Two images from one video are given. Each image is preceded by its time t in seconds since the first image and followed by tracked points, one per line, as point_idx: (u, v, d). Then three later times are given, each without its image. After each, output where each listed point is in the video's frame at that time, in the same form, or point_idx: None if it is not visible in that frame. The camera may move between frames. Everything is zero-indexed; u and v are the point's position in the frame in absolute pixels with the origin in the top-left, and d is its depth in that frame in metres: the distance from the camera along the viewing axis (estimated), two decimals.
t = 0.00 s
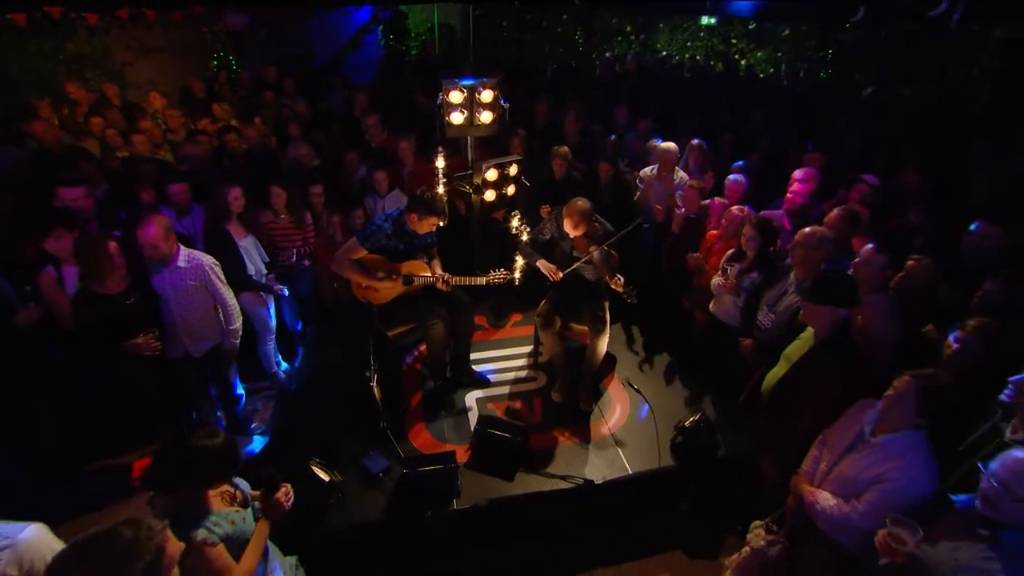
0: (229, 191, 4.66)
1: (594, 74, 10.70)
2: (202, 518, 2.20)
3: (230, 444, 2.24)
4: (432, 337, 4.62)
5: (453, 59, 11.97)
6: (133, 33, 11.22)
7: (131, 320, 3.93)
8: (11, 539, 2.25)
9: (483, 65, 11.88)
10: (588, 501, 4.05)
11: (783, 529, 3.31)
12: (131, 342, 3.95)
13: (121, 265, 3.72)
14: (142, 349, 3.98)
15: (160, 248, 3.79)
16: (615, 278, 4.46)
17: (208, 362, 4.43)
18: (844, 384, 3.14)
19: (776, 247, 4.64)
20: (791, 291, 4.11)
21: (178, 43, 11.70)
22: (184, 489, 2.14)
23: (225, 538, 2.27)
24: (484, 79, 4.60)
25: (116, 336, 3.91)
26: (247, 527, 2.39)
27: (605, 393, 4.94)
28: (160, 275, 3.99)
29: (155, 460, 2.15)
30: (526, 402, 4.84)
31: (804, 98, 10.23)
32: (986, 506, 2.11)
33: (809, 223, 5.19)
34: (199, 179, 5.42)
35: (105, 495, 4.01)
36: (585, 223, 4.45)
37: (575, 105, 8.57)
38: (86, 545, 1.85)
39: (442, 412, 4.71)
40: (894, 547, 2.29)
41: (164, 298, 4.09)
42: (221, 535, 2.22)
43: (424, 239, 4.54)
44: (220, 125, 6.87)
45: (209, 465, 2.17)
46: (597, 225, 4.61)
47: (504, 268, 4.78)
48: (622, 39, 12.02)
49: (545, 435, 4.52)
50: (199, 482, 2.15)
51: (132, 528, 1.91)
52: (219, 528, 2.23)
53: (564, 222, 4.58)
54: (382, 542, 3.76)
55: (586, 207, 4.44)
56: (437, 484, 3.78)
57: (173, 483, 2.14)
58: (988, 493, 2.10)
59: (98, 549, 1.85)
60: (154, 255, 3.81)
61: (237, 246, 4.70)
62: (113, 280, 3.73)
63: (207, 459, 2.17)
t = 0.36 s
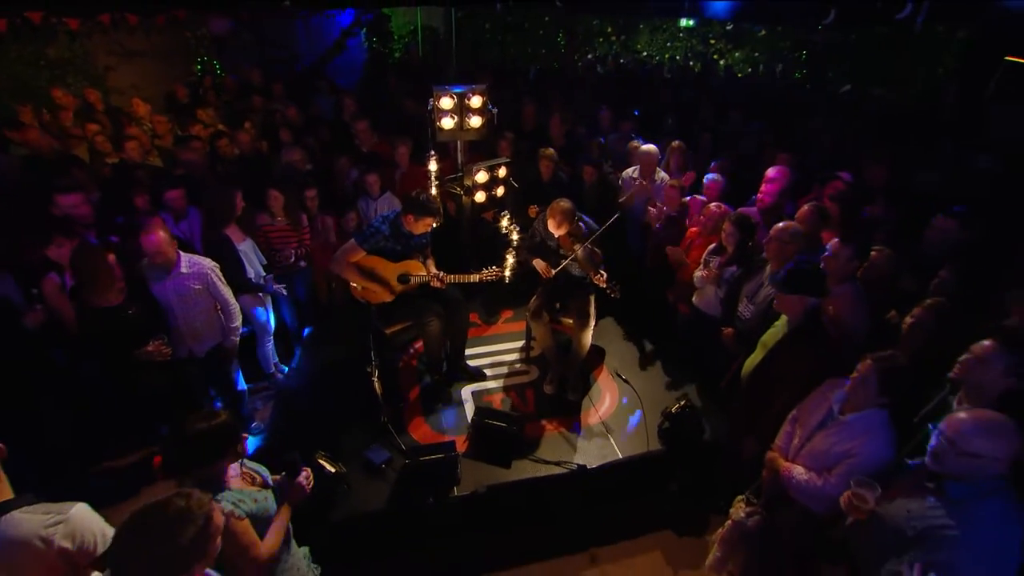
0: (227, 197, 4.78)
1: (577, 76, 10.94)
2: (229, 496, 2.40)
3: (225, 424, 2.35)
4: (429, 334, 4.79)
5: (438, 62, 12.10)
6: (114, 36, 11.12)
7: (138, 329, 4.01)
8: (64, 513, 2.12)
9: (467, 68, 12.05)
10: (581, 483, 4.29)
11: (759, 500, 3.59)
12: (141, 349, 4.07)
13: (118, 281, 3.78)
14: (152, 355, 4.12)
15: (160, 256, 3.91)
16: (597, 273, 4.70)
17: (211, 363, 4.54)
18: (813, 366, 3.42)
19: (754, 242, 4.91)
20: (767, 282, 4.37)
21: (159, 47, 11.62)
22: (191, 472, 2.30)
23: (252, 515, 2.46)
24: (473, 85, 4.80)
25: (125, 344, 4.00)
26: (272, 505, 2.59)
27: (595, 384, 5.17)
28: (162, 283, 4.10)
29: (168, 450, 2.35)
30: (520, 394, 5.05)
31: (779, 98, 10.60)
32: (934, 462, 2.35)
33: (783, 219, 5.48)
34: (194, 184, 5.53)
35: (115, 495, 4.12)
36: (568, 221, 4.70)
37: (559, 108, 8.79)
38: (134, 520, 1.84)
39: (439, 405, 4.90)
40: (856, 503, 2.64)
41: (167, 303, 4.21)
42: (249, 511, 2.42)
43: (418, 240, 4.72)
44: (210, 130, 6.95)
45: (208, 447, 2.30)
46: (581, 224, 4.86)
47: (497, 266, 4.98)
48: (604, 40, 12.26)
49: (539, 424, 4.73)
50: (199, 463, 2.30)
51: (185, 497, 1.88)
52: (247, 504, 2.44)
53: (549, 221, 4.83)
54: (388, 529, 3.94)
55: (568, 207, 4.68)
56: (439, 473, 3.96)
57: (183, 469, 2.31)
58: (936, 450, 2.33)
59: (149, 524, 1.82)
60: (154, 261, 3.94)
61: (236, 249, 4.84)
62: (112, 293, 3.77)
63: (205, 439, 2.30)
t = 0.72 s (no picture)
0: (230, 199, 4.94)
1: (565, 78, 11.18)
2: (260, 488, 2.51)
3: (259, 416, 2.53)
4: (429, 329, 4.99)
5: (428, 64, 12.27)
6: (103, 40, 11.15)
7: (153, 321, 4.27)
8: (104, 493, 2.27)
9: (457, 70, 12.23)
10: (576, 467, 4.52)
11: (743, 479, 3.82)
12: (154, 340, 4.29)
13: (141, 273, 4.09)
14: (165, 345, 4.33)
15: (176, 254, 4.10)
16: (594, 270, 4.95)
17: (220, 359, 4.73)
18: (790, 351, 3.69)
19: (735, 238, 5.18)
20: (747, 275, 4.64)
21: (149, 51, 11.66)
22: (227, 457, 2.45)
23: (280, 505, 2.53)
24: (467, 90, 5.02)
25: (142, 337, 4.26)
26: (298, 496, 2.67)
27: (587, 375, 5.41)
28: (176, 279, 4.29)
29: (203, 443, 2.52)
30: (516, 385, 5.27)
31: (762, 98, 10.93)
32: (896, 433, 2.64)
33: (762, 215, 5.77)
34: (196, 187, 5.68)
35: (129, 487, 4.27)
36: (567, 220, 4.93)
37: (549, 110, 9.02)
38: (190, 485, 1.88)
39: (438, 397, 5.11)
40: (828, 472, 2.89)
41: (179, 301, 4.38)
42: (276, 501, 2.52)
43: (416, 239, 4.92)
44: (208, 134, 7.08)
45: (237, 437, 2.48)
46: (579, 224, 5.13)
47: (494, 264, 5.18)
48: (590, 42, 12.49)
49: (535, 414, 4.95)
50: (231, 450, 2.46)
51: (234, 467, 1.97)
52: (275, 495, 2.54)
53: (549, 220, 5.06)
54: (394, 513, 4.14)
55: (568, 206, 4.91)
56: (442, 460, 4.15)
57: (215, 457, 2.50)
58: (898, 422, 2.62)
59: (205, 487, 1.88)
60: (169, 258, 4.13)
61: (240, 251, 4.97)
62: (131, 285, 4.07)
63: (240, 428, 2.46)
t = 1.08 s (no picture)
0: (235, 201, 5.13)
1: (554, 79, 11.42)
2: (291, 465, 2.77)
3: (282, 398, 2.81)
4: (429, 323, 5.22)
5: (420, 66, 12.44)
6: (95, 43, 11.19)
7: (167, 322, 4.40)
8: (140, 473, 2.46)
9: (448, 71, 12.42)
10: (571, 451, 4.78)
11: (727, 458, 4.09)
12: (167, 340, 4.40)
13: (151, 274, 4.21)
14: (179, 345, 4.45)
15: (186, 253, 4.30)
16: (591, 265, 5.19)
17: (226, 356, 4.92)
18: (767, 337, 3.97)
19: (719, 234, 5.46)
20: (730, 269, 4.92)
21: (141, 54, 11.73)
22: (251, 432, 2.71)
23: (307, 482, 2.80)
24: (462, 95, 5.24)
25: (154, 337, 4.37)
26: (319, 474, 2.91)
27: (580, 366, 5.67)
28: (183, 279, 4.49)
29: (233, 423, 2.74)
30: (512, 377, 5.52)
31: (746, 98, 11.26)
32: (861, 411, 2.94)
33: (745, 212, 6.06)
34: (199, 189, 5.85)
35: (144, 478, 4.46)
36: (565, 218, 5.22)
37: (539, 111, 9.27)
38: (236, 453, 2.14)
39: (439, 388, 5.34)
40: (802, 446, 3.17)
41: (186, 300, 4.55)
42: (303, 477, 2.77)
43: (416, 237, 5.13)
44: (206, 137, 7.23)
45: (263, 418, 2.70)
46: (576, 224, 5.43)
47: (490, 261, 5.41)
48: (578, 42, 12.73)
49: (532, 403, 5.19)
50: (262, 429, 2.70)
51: (273, 438, 2.23)
52: (302, 472, 2.78)
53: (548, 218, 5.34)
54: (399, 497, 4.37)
55: (568, 205, 5.22)
56: (446, 447, 4.35)
57: (242, 440, 2.73)
58: (862, 400, 2.91)
59: (248, 455, 2.13)
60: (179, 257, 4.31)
61: (244, 252, 5.15)
62: (143, 285, 4.15)
63: (266, 411, 2.71)
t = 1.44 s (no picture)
0: (241, 202, 5.33)
1: (545, 80, 11.67)
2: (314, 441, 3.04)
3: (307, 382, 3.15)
4: (429, 317, 5.45)
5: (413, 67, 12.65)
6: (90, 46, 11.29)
7: (179, 321, 4.64)
8: (173, 450, 2.71)
9: (441, 72, 12.64)
10: (567, 436, 5.03)
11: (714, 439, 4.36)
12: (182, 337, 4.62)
13: (161, 274, 4.43)
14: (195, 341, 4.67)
15: (197, 256, 4.49)
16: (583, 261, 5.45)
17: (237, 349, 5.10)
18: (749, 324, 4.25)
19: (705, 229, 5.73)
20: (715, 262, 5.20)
21: (137, 56, 11.85)
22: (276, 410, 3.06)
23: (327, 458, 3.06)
24: (459, 98, 5.47)
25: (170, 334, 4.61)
26: (337, 452, 3.18)
27: (574, 356, 5.93)
28: (193, 280, 4.67)
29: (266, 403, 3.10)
30: (509, 368, 5.77)
31: (732, 98, 11.57)
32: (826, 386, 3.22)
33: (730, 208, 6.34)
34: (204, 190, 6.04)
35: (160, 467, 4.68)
36: (559, 215, 5.46)
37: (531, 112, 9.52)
38: (262, 427, 2.36)
39: (439, 379, 5.58)
40: (780, 423, 3.46)
41: (196, 299, 4.74)
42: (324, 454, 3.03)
43: (416, 234, 5.35)
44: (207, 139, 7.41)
45: (291, 397, 3.08)
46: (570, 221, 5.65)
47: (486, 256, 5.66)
48: (568, 43, 12.98)
49: (529, 392, 5.44)
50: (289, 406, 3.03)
51: (294, 413, 2.45)
52: (323, 450, 3.03)
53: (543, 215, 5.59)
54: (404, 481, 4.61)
55: (562, 204, 5.46)
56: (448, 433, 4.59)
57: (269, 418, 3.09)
58: (826, 376, 3.19)
59: (274, 429, 2.35)
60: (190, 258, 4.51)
61: (251, 250, 5.34)
62: (156, 292, 4.40)
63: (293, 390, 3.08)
